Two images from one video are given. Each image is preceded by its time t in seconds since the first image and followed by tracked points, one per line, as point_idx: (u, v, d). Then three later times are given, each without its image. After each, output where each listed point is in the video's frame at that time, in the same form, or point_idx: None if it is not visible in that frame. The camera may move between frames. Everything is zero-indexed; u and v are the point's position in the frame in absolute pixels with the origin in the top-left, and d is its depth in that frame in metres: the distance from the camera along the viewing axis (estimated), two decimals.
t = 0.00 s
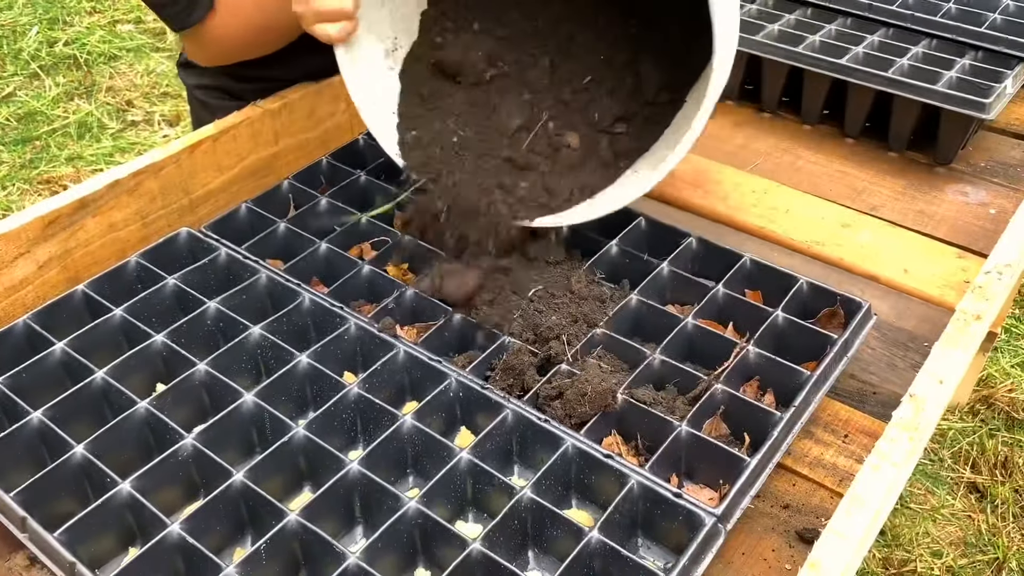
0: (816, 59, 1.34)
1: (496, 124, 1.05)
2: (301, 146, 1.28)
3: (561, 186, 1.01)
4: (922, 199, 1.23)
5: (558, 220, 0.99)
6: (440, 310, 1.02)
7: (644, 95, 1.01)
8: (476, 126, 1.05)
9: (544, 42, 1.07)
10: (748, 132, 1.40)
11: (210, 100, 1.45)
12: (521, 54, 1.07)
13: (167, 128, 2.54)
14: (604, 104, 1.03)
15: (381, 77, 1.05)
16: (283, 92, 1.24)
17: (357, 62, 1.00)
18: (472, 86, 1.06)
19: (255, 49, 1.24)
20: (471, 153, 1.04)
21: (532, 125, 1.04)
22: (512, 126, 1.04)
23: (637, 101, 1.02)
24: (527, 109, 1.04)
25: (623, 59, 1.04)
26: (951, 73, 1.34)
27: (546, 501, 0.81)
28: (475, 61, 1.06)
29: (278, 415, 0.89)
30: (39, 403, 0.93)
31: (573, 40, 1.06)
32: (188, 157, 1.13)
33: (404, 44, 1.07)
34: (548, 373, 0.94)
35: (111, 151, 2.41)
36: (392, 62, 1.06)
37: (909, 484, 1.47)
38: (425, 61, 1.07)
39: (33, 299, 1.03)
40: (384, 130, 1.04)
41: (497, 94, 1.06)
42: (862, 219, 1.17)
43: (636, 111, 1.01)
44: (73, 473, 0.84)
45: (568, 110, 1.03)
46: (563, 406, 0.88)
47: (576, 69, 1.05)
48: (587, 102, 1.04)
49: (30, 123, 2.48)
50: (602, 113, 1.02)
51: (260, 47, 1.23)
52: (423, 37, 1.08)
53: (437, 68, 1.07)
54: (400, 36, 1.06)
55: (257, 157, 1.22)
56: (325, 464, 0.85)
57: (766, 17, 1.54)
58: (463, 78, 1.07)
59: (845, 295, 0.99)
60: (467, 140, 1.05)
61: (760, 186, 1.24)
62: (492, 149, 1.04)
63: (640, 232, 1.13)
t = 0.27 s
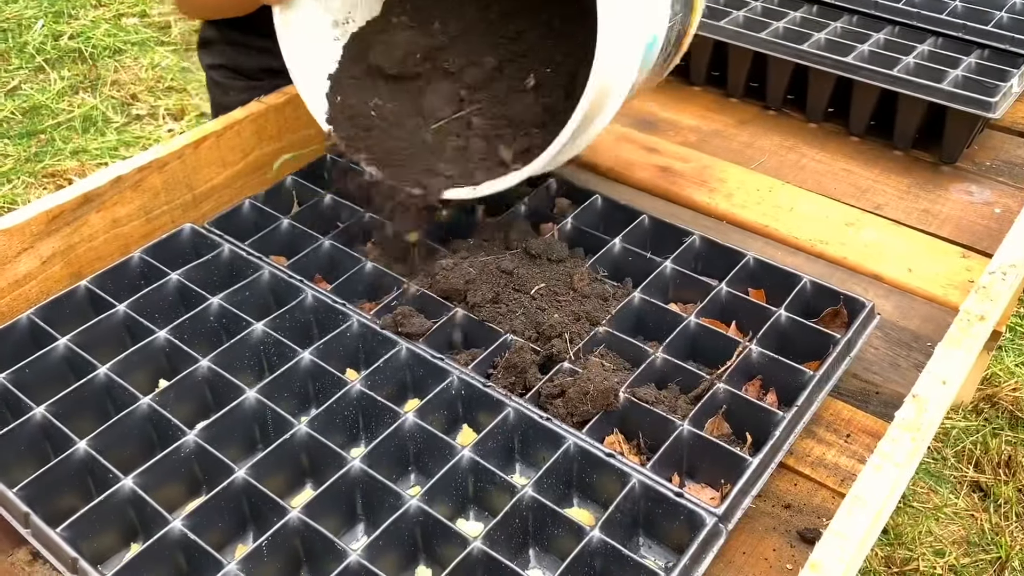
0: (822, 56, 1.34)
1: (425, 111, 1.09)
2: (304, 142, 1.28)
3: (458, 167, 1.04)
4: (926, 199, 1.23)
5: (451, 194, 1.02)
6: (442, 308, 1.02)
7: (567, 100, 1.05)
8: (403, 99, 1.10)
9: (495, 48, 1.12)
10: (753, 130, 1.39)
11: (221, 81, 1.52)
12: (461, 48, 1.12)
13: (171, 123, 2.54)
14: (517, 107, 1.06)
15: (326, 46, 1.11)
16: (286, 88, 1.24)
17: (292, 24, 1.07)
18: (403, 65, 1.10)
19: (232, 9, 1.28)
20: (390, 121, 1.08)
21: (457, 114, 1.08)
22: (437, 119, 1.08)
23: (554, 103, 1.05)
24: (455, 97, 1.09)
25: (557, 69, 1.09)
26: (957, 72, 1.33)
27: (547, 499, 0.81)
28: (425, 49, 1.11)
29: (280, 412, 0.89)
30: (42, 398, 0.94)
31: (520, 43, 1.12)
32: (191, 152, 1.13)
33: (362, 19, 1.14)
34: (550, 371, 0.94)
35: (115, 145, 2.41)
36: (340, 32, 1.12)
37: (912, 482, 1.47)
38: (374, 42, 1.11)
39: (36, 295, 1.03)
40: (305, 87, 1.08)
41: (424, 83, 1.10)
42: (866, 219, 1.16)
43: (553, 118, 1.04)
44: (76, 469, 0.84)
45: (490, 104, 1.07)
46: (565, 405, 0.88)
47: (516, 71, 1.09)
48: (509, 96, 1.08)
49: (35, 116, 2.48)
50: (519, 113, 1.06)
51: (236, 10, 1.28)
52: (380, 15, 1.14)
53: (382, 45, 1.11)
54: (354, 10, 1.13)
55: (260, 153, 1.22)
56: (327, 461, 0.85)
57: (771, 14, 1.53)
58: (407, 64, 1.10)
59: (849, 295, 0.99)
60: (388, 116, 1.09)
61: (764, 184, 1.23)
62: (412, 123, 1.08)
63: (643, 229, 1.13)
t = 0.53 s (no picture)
0: (832, 57, 1.34)
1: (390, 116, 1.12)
2: (315, 141, 1.28)
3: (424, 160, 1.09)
4: (936, 200, 1.23)
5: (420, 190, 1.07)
6: (451, 306, 1.03)
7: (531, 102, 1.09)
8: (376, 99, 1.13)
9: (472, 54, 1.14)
10: (762, 130, 1.39)
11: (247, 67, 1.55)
12: (445, 55, 1.15)
13: (182, 121, 2.55)
14: (483, 113, 1.09)
15: (311, 34, 1.15)
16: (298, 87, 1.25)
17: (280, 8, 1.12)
18: (374, 68, 1.14)
19: None
20: (362, 116, 1.12)
21: (422, 117, 1.11)
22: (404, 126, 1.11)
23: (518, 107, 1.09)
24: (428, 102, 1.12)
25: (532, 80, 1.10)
26: (967, 73, 1.33)
27: (555, 497, 0.81)
28: (411, 46, 1.16)
29: (290, 408, 0.90)
30: (55, 393, 0.95)
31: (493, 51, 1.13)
32: (202, 151, 1.13)
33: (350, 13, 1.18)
34: (558, 370, 0.94)
35: (126, 142, 2.42)
36: (328, 23, 1.17)
37: (920, 484, 1.47)
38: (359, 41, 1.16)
39: (49, 291, 1.04)
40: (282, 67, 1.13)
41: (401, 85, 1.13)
42: (876, 220, 1.16)
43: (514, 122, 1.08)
44: (89, 463, 0.85)
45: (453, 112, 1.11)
46: (573, 404, 0.88)
47: (490, 82, 1.12)
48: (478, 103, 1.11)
49: (47, 114, 2.50)
50: (478, 121, 1.09)
51: None
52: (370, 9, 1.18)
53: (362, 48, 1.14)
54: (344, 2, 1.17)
55: (272, 151, 1.23)
56: (336, 458, 0.86)
57: (781, 15, 1.53)
58: (389, 64, 1.14)
59: (857, 296, 0.99)
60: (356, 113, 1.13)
61: (773, 184, 1.23)
62: (374, 123, 1.12)
63: (652, 229, 1.13)
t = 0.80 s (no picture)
0: (845, 63, 1.35)
1: (413, 102, 1.14)
2: (332, 144, 1.29)
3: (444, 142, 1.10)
4: (949, 205, 1.23)
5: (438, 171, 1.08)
6: (467, 308, 1.04)
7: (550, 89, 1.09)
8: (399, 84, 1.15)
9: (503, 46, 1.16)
10: (776, 134, 1.40)
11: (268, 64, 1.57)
12: (473, 47, 1.16)
13: (195, 123, 2.57)
14: (504, 100, 1.11)
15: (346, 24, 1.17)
16: (315, 90, 1.26)
17: None
18: (401, 56, 1.16)
19: None
20: (388, 99, 1.14)
21: (446, 106, 1.13)
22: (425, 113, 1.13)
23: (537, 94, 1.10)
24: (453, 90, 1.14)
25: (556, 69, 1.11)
26: (981, 78, 1.33)
27: (571, 499, 0.82)
28: (436, 34, 1.17)
29: (308, 408, 0.91)
30: (76, 392, 0.96)
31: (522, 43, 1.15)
32: (221, 153, 1.15)
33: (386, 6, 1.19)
34: (573, 372, 0.95)
35: (140, 144, 2.44)
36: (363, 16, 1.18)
37: (931, 489, 1.46)
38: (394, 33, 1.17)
39: (69, 291, 1.06)
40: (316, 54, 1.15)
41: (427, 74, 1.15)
42: (889, 224, 1.17)
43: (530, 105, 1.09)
44: (109, 461, 0.86)
45: (474, 100, 1.12)
46: (588, 406, 0.89)
47: (512, 72, 1.13)
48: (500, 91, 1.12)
49: (62, 116, 2.52)
50: (497, 109, 1.11)
51: None
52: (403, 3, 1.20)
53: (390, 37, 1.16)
54: None
55: (289, 154, 1.24)
56: (354, 457, 0.87)
57: (795, 20, 1.54)
58: (415, 52, 1.16)
59: (870, 300, 0.99)
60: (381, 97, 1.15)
61: (786, 189, 1.24)
62: (400, 110, 1.14)
63: (666, 232, 1.14)
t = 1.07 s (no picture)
0: (855, 71, 1.35)
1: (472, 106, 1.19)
2: (344, 152, 1.30)
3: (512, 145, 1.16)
4: (960, 214, 1.23)
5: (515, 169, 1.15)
6: (480, 315, 1.04)
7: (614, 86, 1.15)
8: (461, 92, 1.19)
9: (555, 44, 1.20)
10: (787, 143, 1.40)
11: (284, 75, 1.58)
12: (518, 43, 1.20)
13: (205, 130, 2.59)
14: (566, 98, 1.16)
15: (403, 36, 1.19)
16: (328, 98, 1.27)
17: (372, 21, 1.17)
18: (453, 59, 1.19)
19: None
20: (454, 106, 1.19)
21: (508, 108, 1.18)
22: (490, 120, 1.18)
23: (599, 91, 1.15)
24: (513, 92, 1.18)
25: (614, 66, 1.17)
26: (991, 87, 1.34)
27: (584, 506, 0.82)
28: (480, 31, 1.21)
29: (322, 414, 0.91)
30: (92, 398, 0.97)
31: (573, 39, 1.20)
32: (235, 161, 1.16)
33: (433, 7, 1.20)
34: (586, 379, 0.95)
35: (150, 151, 2.46)
36: (413, 23, 1.19)
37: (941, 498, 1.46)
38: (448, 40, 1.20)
39: (85, 297, 1.07)
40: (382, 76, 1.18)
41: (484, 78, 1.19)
42: (900, 233, 1.17)
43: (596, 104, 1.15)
44: (126, 467, 0.87)
45: (530, 102, 1.17)
46: (602, 413, 0.89)
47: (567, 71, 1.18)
48: (562, 90, 1.17)
49: (73, 122, 2.54)
50: (559, 106, 1.16)
51: None
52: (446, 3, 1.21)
53: (439, 42, 1.19)
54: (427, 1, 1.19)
55: (302, 162, 1.25)
56: (368, 464, 0.88)
57: (805, 29, 1.54)
58: (464, 53, 1.19)
59: (882, 309, 1.00)
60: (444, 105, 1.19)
61: (797, 197, 1.24)
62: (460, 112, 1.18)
63: (677, 240, 1.14)
